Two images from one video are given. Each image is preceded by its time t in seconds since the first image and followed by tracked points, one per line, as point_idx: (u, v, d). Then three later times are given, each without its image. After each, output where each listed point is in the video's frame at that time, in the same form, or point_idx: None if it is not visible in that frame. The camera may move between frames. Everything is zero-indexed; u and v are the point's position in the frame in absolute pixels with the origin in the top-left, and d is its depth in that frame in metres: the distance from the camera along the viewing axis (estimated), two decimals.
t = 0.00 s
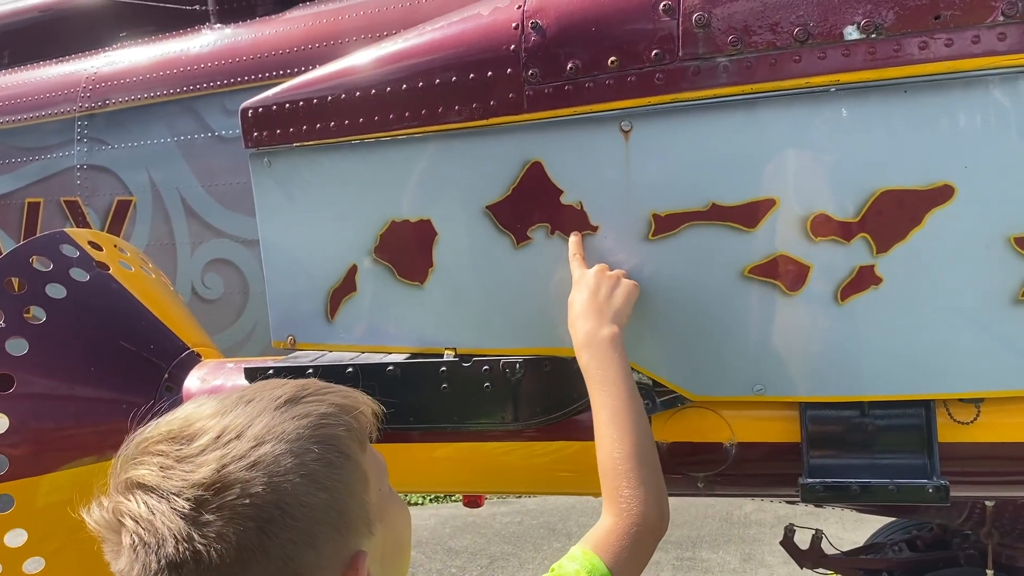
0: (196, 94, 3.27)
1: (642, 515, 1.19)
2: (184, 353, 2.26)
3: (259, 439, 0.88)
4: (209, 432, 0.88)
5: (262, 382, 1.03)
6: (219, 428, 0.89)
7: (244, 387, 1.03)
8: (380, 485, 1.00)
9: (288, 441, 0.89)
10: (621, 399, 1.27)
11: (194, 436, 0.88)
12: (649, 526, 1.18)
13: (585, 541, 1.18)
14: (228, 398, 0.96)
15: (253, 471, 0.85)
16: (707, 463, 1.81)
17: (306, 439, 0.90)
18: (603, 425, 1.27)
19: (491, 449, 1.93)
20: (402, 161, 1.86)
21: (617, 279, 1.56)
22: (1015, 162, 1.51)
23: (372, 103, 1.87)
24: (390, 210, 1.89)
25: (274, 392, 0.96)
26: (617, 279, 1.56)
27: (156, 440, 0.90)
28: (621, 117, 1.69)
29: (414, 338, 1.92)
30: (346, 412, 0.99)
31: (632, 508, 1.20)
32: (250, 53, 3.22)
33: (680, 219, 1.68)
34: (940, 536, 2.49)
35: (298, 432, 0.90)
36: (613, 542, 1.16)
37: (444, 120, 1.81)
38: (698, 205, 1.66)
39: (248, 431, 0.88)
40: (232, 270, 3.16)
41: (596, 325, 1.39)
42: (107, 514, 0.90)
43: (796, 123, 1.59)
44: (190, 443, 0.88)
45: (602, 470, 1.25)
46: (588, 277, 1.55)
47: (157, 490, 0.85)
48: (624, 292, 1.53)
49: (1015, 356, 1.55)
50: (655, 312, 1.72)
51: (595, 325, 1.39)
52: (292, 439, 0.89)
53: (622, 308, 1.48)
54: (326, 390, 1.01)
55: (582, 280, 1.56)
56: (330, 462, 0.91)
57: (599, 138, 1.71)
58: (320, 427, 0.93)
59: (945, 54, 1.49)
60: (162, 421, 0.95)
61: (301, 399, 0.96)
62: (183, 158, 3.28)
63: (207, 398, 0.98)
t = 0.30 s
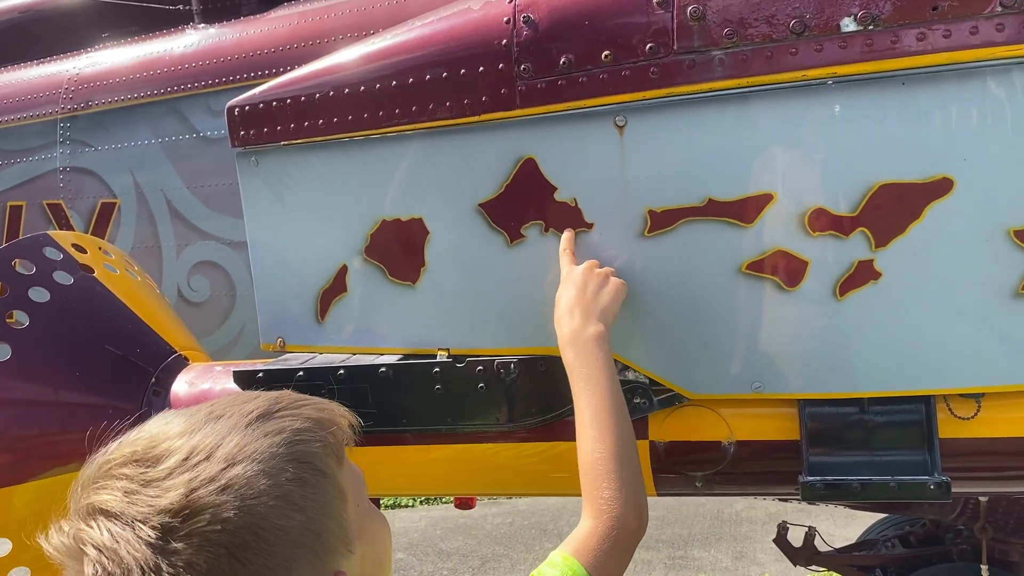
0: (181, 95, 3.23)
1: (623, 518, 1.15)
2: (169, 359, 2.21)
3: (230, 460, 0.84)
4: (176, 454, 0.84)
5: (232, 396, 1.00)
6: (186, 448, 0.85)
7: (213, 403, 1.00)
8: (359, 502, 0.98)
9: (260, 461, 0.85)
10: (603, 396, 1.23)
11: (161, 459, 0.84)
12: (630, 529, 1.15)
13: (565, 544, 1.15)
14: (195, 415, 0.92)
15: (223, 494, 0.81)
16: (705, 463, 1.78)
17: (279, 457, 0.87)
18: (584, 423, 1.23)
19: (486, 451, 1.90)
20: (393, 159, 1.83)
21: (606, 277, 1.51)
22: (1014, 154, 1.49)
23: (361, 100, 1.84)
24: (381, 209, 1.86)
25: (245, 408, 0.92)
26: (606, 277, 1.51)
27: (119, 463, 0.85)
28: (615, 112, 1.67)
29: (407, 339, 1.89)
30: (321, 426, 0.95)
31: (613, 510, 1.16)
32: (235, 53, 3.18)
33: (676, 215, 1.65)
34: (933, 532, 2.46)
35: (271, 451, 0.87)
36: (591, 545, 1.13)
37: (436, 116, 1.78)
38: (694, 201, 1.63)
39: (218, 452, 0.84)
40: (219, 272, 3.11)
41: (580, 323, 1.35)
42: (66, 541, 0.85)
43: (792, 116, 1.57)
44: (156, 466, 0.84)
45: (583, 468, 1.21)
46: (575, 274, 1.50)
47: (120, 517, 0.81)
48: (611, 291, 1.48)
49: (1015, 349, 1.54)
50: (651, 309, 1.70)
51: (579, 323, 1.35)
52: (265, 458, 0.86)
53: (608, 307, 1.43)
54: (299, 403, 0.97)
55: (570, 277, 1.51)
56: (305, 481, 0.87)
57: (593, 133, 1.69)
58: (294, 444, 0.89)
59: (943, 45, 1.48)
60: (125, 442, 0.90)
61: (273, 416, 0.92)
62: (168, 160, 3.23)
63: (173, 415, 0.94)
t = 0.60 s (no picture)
0: (162, 94, 3.17)
1: (560, 498, 1.15)
2: (152, 363, 2.15)
3: (185, 490, 0.75)
4: (122, 484, 0.75)
5: (180, 416, 0.91)
6: (134, 478, 0.76)
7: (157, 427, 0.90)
8: (322, 519, 0.95)
9: (218, 488, 0.77)
10: (538, 377, 1.22)
11: (106, 492, 0.75)
12: (568, 510, 1.14)
13: (508, 533, 1.14)
14: (141, 441, 0.83)
15: (180, 527, 0.72)
16: (701, 467, 1.74)
17: (237, 484, 0.79)
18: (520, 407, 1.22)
19: (478, 455, 1.86)
20: (380, 158, 1.79)
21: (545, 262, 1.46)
22: (1015, 149, 1.47)
23: (347, 97, 1.79)
24: (368, 209, 1.81)
25: (196, 431, 0.84)
26: (544, 262, 1.46)
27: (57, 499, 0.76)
28: (609, 109, 1.63)
29: (396, 342, 1.84)
30: (279, 446, 0.88)
31: (552, 491, 1.15)
32: (218, 52, 3.12)
33: (672, 214, 1.62)
34: (924, 531, 2.40)
35: (228, 475, 0.79)
36: (534, 530, 1.11)
37: (424, 113, 1.73)
38: (690, 199, 1.60)
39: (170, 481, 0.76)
40: (203, 274, 3.06)
41: (516, 309, 1.32)
42: None
43: (790, 111, 1.54)
44: (101, 500, 0.74)
45: (520, 451, 1.20)
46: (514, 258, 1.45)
47: (62, 559, 0.70)
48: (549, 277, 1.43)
49: (1018, 347, 1.51)
50: (646, 310, 1.66)
51: (516, 309, 1.32)
52: (223, 485, 0.78)
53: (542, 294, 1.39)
54: (254, 422, 0.90)
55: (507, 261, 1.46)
56: (265, 508, 0.80)
57: (586, 130, 1.65)
58: (253, 468, 0.82)
59: (944, 38, 1.45)
60: (61, 475, 0.80)
61: (228, 437, 0.84)
62: (149, 160, 3.17)
63: (114, 442, 0.85)
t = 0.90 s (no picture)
0: (146, 95, 3.14)
1: (556, 506, 1.14)
2: (137, 368, 2.14)
3: (160, 512, 0.74)
4: (96, 505, 0.73)
5: (158, 430, 0.90)
6: (108, 498, 0.74)
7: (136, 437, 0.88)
8: (306, 534, 0.94)
9: (193, 510, 0.75)
10: (542, 381, 1.22)
11: (79, 513, 0.73)
12: (561, 518, 1.14)
13: (502, 539, 1.13)
14: (116, 456, 0.81)
15: (152, 554, 0.71)
16: (690, 471, 1.74)
17: (214, 504, 0.77)
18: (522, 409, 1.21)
19: (465, 460, 1.85)
20: (366, 161, 1.78)
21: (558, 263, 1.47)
22: (1000, 154, 1.47)
23: (334, 100, 1.78)
24: (354, 213, 1.80)
25: (174, 447, 0.82)
26: (558, 265, 1.46)
27: (29, 519, 0.74)
28: (596, 113, 1.63)
29: (383, 347, 1.83)
30: (259, 462, 0.87)
31: (546, 499, 1.14)
32: (203, 52, 3.10)
33: (660, 218, 1.61)
34: (909, 530, 2.40)
35: (205, 496, 0.77)
36: (526, 540, 1.10)
37: (411, 117, 1.72)
38: (678, 203, 1.60)
39: (144, 502, 0.74)
40: (186, 276, 3.03)
41: (527, 310, 1.32)
42: None
43: (777, 116, 1.53)
44: (73, 522, 0.73)
45: (520, 455, 1.20)
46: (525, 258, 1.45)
47: None
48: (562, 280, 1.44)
49: (1004, 351, 1.52)
50: (635, 314, 1.66)
51: (528, 309, 1.32)
52: (199, 506, 0.76)
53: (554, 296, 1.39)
54: (234, 437, 0.88)
55: (520, 261, 1.45)
56: (242, 529, 0.79)
57: (574, 134, 1.64)
58: (231, 488, 0.80)
59: (930, 43, 1.45)
60: (35, 490, 0.79)
61: (205, 454, 0.82)
62: (133, 162, 3.15)
63: (90, 455, 0.83)
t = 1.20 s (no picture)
0: (127, 94, 3.12)
1: (540, 503, 1.16)
2: (115, 368, 2.12)
3: (146, 522, 0.75)
4: (80, 516, 0.74)
5: (137, 434, 0.90)
6: (93, 509, 0.74)
7: (115, 443, 0.88)
8: (292, 536, 0.94)
9: (180, 520, 0.76)
10: (530, 382, 1.23)
11: (62, 524, 0.73)
12: (546, 517, 1.16)
13: (485, 537, 1.14)
14: (99, 464, 0.81)
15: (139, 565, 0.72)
16: (666, 471, 1.76)
17: (201, 514, 0.78)
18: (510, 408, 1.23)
19: (443, 460, 1.86)
20: (345, 162, 1.78)
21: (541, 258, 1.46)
22: (968, 158, 1.50)
23: (312, 101, 1.78)
24: (333, 213, 1.80)
25: (158, 455, 0.83)
26: (540, 260, 1.46)
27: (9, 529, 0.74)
28: (573, 115, 1.64)
29: (361, 347, 1.84)
30: (244, 468, 0.88)
31: (530, 497, 1.16)
32: (183, 52, 3.08)
33: (635, 220, 1.63)
34: (887, 529, 2.43)
35: (190, 505, 0.78)
36: (511, 537, 1.12)
37: (389, 118, 1.73)
38: (653, 205, 1.61)
39: (130, 513, 0.75)
40: (167, 276, 3.03)
41: (512, 309, 1.32)
42: None
43: (751, 119, 1.55)
44: (56, 533, 0.73)
45: (506, 454, 1.21)
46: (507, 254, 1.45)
47: None
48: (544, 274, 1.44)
49: (972, 351, 1.54)
50: (611, 315, 1.68)
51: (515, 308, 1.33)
52: (185, 516, 0.77)
53: (537, 292, 1.40)
54: (217, 443, 0.89)
55: (503, 257, 1.45)
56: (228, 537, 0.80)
57: (551, 136, 1.66)
58: (217, 496, 0.81)
59: (900, 48, 1.47)
60: (14, 499, 0.78)
61: (190, 462, 0.83)
62: (114, 161, 3.14)
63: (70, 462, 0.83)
